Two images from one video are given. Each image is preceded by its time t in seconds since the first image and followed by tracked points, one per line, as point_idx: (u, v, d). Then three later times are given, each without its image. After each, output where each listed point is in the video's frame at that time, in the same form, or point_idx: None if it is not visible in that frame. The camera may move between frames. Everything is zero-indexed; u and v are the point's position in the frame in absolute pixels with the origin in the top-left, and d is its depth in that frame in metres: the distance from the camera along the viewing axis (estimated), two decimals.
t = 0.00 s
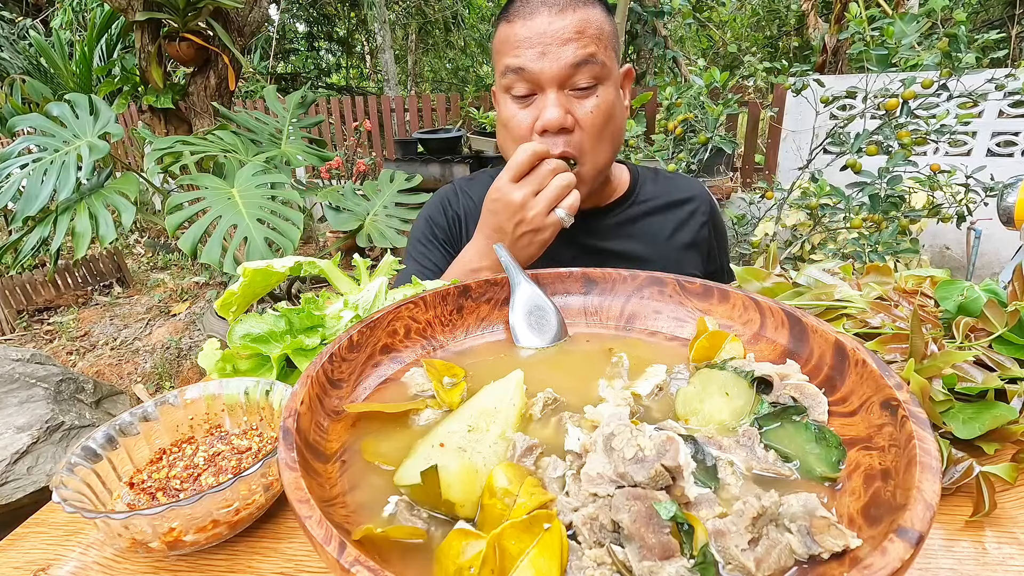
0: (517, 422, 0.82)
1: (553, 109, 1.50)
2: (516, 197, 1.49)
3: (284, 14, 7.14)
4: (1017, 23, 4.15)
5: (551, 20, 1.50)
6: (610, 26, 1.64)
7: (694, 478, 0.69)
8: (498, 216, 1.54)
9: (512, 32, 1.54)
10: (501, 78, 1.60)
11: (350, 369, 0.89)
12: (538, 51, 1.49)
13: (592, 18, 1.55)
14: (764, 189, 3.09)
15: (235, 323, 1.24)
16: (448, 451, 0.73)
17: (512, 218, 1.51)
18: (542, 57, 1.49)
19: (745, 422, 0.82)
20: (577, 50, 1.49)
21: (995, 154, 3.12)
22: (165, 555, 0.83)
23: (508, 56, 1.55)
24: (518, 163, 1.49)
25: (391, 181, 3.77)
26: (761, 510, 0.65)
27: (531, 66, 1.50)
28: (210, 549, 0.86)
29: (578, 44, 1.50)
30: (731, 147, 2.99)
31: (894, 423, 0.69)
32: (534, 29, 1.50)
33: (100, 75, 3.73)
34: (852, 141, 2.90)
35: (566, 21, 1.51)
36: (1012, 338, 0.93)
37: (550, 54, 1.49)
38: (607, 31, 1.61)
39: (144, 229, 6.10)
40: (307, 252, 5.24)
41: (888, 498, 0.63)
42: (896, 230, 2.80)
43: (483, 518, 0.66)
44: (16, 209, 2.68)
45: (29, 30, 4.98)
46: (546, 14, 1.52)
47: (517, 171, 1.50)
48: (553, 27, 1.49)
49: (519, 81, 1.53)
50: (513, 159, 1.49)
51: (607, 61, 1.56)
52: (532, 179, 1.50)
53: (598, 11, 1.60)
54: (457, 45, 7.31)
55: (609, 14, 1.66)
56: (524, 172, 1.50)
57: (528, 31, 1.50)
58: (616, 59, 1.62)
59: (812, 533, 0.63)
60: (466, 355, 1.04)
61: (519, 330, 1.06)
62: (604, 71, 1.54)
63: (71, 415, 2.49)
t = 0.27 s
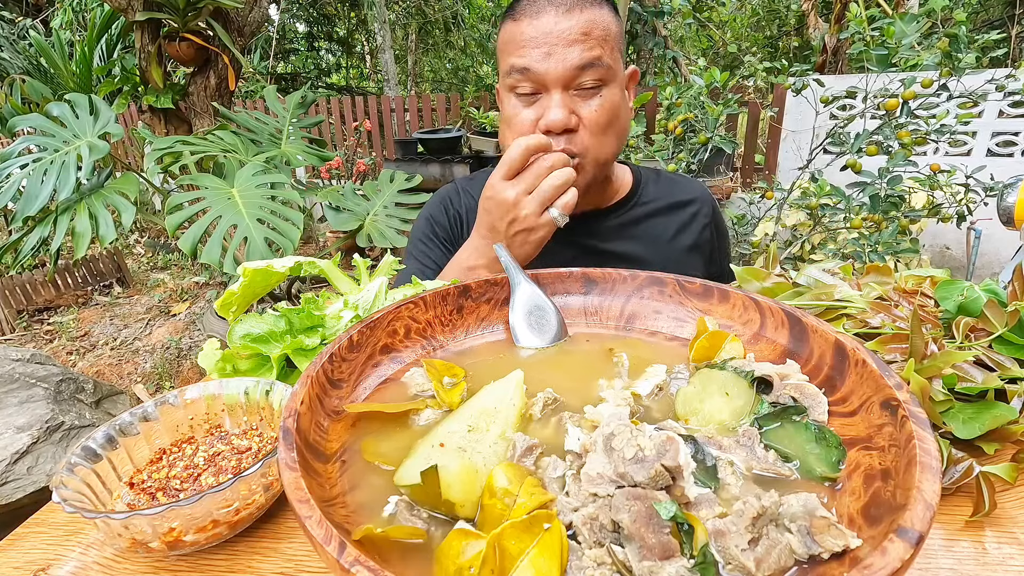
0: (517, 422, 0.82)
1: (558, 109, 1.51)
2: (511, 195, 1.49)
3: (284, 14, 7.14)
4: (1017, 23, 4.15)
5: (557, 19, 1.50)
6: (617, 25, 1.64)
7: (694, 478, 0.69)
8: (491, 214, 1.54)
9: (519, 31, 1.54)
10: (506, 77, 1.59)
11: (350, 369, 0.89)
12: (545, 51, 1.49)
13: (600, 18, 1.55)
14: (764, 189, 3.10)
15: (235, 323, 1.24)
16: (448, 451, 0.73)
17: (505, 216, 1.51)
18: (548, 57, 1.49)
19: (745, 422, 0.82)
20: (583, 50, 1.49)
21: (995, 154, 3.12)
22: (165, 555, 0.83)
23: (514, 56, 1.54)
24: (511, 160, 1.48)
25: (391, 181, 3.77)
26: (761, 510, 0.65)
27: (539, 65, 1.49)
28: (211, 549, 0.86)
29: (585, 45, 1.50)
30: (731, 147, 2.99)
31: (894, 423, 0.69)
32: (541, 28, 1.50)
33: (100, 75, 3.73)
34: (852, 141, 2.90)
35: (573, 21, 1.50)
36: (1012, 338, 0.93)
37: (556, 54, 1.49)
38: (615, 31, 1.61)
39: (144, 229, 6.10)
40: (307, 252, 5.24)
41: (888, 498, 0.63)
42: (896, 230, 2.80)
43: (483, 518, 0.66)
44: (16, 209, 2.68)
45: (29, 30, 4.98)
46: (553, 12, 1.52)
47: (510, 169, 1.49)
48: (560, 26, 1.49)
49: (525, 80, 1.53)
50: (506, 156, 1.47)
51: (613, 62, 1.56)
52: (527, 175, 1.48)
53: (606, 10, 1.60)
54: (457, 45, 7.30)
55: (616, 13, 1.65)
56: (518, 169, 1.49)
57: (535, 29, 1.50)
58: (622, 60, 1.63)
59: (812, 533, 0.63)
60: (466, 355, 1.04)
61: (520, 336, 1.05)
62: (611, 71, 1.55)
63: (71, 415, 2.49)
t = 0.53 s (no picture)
0: (517, 422, 0.82)
1: (580, 96, 1.47)
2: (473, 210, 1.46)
3: (284, 14, 7.14)
4: (1017, 23, 4.15)
5: (581, 7, 1.50)
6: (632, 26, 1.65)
7: (694, 478, 0.69)
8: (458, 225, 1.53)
9: (540, 18, 1.53)
10: (524, 67, 1.56)
11: (350, 369, 0.89)
12: (568, 38, 1.48)
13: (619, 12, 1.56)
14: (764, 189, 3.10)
15: (235, 323, 1.24)
16: (448, 450, 0.73)
17: (462, 231, 1.49)
18: (571, 44, 1.47)
19: (745, 422, 0.82)
20: (606, 40, 1.49)
21: (995, 154, 3.12)
22: (165, 555, 0.83)
23: (534, 43, 1.52)
24: (483, 175, 1.45)
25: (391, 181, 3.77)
26: (761, 510, 0.65)
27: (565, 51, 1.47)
28: (210, 549, 0.86)
29: (608, 35, 1.50)
30: (731, 147, 2.99)
31: (894, 423, 0.69)
32: (564, 15, 1.49)
33: (100, 75, 3.73)
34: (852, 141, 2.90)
35: (596, 10, 1.51)
36: (1011, 338, 0.93)
37: (580, 41, 1.47)
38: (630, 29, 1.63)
39: (144, 229, 6.09)
40: (307, 252, 5.23)
41: (888, 498, 0.63)
42: (895, 230, 2.80)
43: (483, 518, 0.66)
44: (16, 209, 2.68)
45: (29, 30, 4.98)
46: None
47: (478, 184, 1.47)
48: (584, 13, 1.49)
49: (546, 68, 1.50)
50: (481, 169, 1.45)
51: (631, 56, 1.56)
52: (490, 196, 1.43)
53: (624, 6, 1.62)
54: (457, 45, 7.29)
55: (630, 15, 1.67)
56: (487, 186, 1.46)
57: (557, 17, 1.50)
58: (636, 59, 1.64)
59: (812, 533, 0.63)
60: (466, 355, 1.04)
61: (521, 336, 1.05)
62: (628, 65, 1.55)
63: (71, 415, 2.49)
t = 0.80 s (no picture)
0: (517, 422, 0.82)
1: (593, 96, 1.44)
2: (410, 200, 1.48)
3: (284, 14, 7.14)
4: (1017, 23, 4.15)
5: (598, 5, 1.46)
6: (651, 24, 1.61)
7: (694, 478, 0.69)
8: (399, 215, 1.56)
9: (556, 14, 1.48)
10: (536, 65, 1.52)
11: (350, 369, 0.89)
12: (584, 37, 1.43)
13: (637, 11, 1.51)
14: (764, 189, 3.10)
15: (236, 323, 1.24)
16: (448, 450, 0.73)
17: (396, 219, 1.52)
18: (586, 44, 1.43)
19: (745, 422, 0.82)
20: (622, 41, 1.44)
21: (995, 154, 3.12)
22: (165, 554, 0.83)
23: (549, 41, 1.48)
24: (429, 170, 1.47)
25: (391, 181, 3.77)
26: (761, 510, 0.65)
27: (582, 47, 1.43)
28: (210, 549, 0.86)
29: (625, 35, 1.45)
30: (731, 147, 2.99)
31: (894, 423, 0.69)
32: (581, 12, 1.45)
33: (100, 75, 3.73)
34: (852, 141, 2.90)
35: (613, 9, 1.46)
36: (1011, 338, 0.93)
37: (596, 41, 1.42)
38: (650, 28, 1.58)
39: (144, 229, 6.09)
40: (307, 252, 5.23)
41: (888, 498, 0.63)
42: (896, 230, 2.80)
43: (483, 518, 0.66)
44: (16, 209, 2.68)
45: (29, 30, 4.97)
46: None
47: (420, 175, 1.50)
48: (601, 11, 1.44)
49: (560, 66, 1.46)
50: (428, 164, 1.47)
51: (647, 55, 1.52)
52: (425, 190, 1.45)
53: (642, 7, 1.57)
54: (457, 45, 7.27)
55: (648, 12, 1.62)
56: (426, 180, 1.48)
57: (573, 14, 1.45)
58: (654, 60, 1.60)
59: (812, 533, 0.63)
60: (466, 355, 1.04)
61: (520, 333, 1.06)
62: (646, 66, 1.51)
63: (71, 415, 2.49)
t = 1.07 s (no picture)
0: (517, 422, 0.82)
1: (590, 101, 1.43)
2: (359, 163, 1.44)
3: (284, 14, 7.13)
4: (1017, 23, 4.15)
5: (599, 6, 1.45)
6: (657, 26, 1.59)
7: (694, 478, 0.69)
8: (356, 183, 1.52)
9: (557, 15, 1.49)
10: (536, 66, 1.53)
11: (350, 369, 0.89)
12: (582, 39, 1.43)
13: (640, 13, 1.50)
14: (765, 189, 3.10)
15: (236, 323, 1.24)
16: (448, 450, 0.73)
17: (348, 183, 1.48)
18: (585, 46, 1.42)
19: (745, 422, 0.82)
20: (622, 43, 1.43)
21: (995, 154, 3.12)
22: (165, 554, 0.83)
23: (549, 43, 1.48)
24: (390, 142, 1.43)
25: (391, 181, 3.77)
26: (761, 510, 0.65)
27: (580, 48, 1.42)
28: (210, 549, 0.86)
29: (625, 38, 1.44)
30: (731, 147, 2.99)
31: (894, 423, 0.69)
32: (581, 13, 1.45)
33: (100, 75, 3.73)
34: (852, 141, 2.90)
35: (613, 11, 1.45)
36: (1011, 338, 0.93)
37: (595, 42, 1.42)
38: (653, 30, 1.56)
39: (144, 229, 6.09)
40: (307, 251, 5.23)
41: (888, 498, 0.63)
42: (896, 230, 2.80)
43: (483, 518, 0.66)
44: (16, 209, 2.68)
45: (29, 30, 4.97)
46: None
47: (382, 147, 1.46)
48: (600, 13, 1.44)
49: (557, 68, 1.46)
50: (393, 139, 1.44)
51: (649, 59, 1.50)
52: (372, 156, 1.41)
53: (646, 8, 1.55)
54: (457, 45, 7.25)
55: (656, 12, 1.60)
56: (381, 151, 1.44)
57: (574, 14, 1.45)
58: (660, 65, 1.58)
59: (812, 532, 0.63)
60: (465, 355, 1.04)
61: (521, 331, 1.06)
62: (648, 71, 1.49)
63: (71, 415, 2.49)
